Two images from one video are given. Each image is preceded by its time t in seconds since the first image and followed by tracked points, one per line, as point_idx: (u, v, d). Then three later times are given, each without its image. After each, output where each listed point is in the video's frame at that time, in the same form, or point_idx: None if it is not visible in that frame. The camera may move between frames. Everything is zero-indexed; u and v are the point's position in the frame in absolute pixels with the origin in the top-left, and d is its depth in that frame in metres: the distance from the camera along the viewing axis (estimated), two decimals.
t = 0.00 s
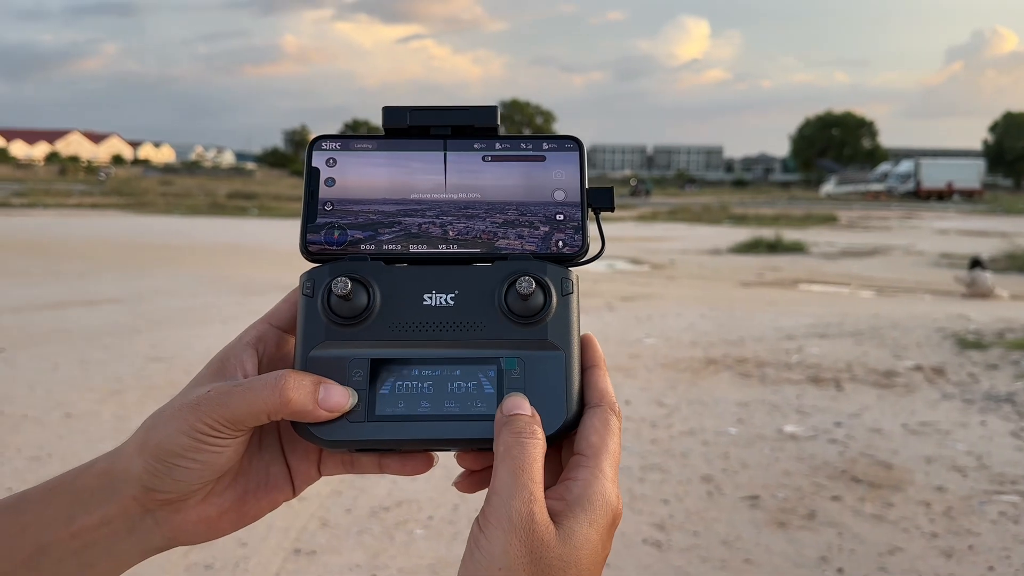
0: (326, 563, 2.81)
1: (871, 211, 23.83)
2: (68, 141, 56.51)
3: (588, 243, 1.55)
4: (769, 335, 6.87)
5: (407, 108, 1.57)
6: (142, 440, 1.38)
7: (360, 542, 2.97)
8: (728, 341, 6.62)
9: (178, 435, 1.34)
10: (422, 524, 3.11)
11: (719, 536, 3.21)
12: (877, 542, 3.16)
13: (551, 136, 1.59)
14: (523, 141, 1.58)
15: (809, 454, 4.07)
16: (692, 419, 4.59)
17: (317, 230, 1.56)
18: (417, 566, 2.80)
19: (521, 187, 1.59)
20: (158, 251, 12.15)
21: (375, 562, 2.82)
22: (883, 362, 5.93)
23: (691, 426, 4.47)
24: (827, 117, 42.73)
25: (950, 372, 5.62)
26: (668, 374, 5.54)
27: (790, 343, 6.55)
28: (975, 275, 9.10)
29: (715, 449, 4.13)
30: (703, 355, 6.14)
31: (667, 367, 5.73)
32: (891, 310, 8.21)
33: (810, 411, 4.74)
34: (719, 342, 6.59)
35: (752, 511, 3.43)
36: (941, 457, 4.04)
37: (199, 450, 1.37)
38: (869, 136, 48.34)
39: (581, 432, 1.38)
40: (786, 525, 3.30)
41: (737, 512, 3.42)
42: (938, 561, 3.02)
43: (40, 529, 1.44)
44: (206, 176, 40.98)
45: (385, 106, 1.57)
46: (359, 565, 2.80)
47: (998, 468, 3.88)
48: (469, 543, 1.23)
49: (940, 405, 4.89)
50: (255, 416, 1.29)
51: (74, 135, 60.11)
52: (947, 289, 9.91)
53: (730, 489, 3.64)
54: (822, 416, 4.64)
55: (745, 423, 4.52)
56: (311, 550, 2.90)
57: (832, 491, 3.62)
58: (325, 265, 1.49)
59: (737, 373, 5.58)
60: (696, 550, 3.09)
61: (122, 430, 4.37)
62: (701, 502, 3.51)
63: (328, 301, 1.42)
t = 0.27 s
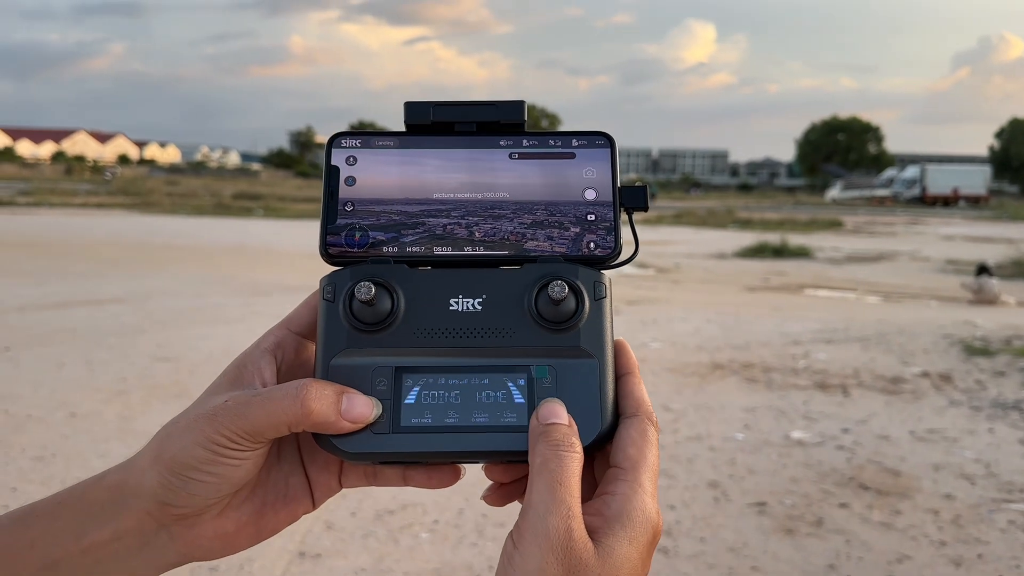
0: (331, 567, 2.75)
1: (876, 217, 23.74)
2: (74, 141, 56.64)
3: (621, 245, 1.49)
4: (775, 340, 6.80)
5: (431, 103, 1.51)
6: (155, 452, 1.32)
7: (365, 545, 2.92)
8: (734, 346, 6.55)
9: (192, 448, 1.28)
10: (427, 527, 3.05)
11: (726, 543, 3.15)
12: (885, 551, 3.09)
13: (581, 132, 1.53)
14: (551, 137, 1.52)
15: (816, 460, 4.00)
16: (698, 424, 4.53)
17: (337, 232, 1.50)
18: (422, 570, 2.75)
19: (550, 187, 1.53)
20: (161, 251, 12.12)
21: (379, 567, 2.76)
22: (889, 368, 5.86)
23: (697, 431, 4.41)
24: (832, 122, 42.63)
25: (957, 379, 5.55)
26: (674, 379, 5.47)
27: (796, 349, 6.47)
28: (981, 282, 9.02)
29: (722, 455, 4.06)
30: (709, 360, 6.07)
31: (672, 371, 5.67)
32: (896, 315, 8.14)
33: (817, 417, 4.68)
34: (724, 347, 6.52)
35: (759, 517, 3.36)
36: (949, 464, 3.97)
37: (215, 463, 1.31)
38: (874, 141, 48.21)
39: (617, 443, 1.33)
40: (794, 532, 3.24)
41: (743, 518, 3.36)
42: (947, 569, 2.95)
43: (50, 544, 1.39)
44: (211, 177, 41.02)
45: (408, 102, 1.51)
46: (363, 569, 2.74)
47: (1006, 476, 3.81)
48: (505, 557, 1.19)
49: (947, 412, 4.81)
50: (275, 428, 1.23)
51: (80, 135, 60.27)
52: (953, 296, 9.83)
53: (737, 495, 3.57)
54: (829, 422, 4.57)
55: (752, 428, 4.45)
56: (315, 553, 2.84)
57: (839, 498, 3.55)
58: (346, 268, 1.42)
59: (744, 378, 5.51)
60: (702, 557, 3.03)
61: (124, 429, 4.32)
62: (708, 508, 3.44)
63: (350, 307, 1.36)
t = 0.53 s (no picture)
0: (333, 567, 2.70)
1: (880, 220, 23.65)
2: (78, 137, 56.71)
3: (650, 242, 1.43)
4: (780, 343, 6.74)
5: (452, 95, 1.45)
6: (169, 456, 1.27)
7: (368, 545, 2.87)
8: (739, 348, 6.49)
9: (208, 451, 1.23)
10: (430, 528, 3.00)
11: (731, 546, 3.09)
12: (891, 555, 3.04)
13: (608, 125, 1.47)
14: (577, 130, 1.46)
15: (821, 464, 3.94)
16: (703, 426, 4.47)
17: (356, 227, 1.44)
18: (424, 571, 2.69)
19: (576, 181, 1.47)
20: (164, 248, 12.10)
21: (382, 567, 2.71)
22: (894, 371, 5.79)
23: (702, 433, 4.35)
24: (836, 124, 42.53)
25: (962, 383, 5.48)
26: (678, 381, 5.41)
27: (800, 351, 6.41)
28: (986, 286, 8.94)
29: (727, 457, 4.00)
30: (714, 362, 6.01)
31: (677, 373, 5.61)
32: (901, 319, 8.07)
33: (822, 420, 4.62)
34: (729, 349, 6.46)
35: (764, 520, 3.31)
36: (955, 469, 3.91)
37: (231, 467, 1.25)
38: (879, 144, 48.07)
39: (648, 448, 1.28)
40: (799, 536, 3.18)
41: (748, 521, 3.30)
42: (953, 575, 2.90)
43: (59, 549, 1.34)
44: (216, 175, 41.03)
45: (429, 93, 1.44)
46: (366, 569, 2.69)
47: (1012, 482, 3.75)
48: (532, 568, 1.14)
49: (952, 416, 4.75)
50: (294, 431, 1.18)
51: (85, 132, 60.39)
52: (957, 299, 9.75)
53: (742, 498, 3.51)
54: (834, 426, 4.51)
55: (757, 431, 4.40)
56: (318, 552, 2.79)
57: (844, 502, 3.49)
58: (365, 265, 1.36)
59: (748, 380, 5.45)
60: (707, 560, 2.98)
61: (125, 426, 4.27)
62: (713, 510, 3.39)
63: (371, 305, 1.30)
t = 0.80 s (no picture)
0: (332, 566, 2.67)
1: (883, 222, 23.60)
2: (82, 133, 56.67)
3: (652, 246, 1.40)
4: (781, 345, 6.70)
5: (451, 94, 1.42)
6: (158, 460, 1.24)
7: (366, 544, 2.84)
8: (741, 350, 6.46)
9: (198, 456, 1.20)
10: (429, 528, 2.97)
11: (731, 549, 3.06)
12: (891, 560, 3.01)
13: (610, 125, 1.44)
14: (579, 131, 1.43)
15: (822, 467, 3.91)
16: (704, 427, 4.44)
17: (353, 229, 1.41)
18: (423, 572, 2.66)
19: (577, 182, 1.44)
20: (166, 245, 12.09)
21: (380, 567, 2.68)
22: (896, 374, 5.76)
23: (703, 435, 4.32)
24: (839, 126, 42.46)
25: (964, 387, 5.45)
26: (680, 382, 5.38)
27: (802, 353, 6.38)
28: (989, 289, 8.90)
29: (728, 459, 3.97)
30: (715, 363, 5.98)
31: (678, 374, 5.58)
32: (903, 321, 8.04)
33: (823, 423, 4.58)
34: (730, 350, 6.43)
35: (764, 523, 3.28)
36: (956, 473, 3.88)
37: (222, 472, 1.23)
38: (882, 146, 47.97)
39: (647, 456, 1.25)
40: (799, 539, 3.15)
41: (748, 524, 3.27)
42: None
43: (46, 554, 1.31)
44: (219, 172, 41.06)
45: (427, 92, 1.42)
46: (365, 569, 2.66)
47: (1014, 486, 3.72)
48: None
49: (954, 420, 4.72)
50: (287, 436, 1.16)
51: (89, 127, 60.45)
52: (960, 302, 9.71)
53: (743, 500, 3.48)
54: (835, 428, 4.47)
55: (758, 433, 4.36)
56: (316, 552, 2.76)
57: (845, 505, 3.46)
58: (362, 267, 1.34)
59: (750, 382, 5.42)
60: (707, 563, 2.95)
61: (124, 423, 4.25)
62: (713, 513, 3.36)
63: (366, 308, 1.27)
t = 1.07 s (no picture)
0: (329, 566, 2.65)
1: (885, 223, 23.55)
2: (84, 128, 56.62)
3: (638, 256, 1.39)
4: (782, 345, 6.68)
5: (436, 101, 1.40)
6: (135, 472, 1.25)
7: (363, 543, 2.82)
8: (741, 350, 6.44)
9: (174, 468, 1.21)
10: (426, 528, 2.95)
11: (728, 550, 3.05)
12: (889, 563, 2.99)
13: (597, 134, 1.42)
14: (565, 139, 1.42)
15: (821, 468, 3.89)
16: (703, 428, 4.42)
17: (335, 236, 1.40)
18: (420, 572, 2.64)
19: (562, 191, 1.42)
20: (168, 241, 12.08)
21: (377, 567, 2.67)
22: (897, 376, 5.74)
23: (702, 436, 4.30)
24: (842, 126, 42.38)
25: (964, 389, 5.43)
26: (679, 382, 5.36)
27: (803, 354, 6.36)
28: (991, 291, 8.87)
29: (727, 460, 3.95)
30: (715, 363, 5.96)
31: (678, 374, 5.56)
32: (904, 323, 8.01)
33: (823, 424, 4.56)
34: (731, 351, 6.41)
35: (762, 524, 3.26)
36: (956, 476, 3.86)
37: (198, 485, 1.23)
38: (885, 147, 47.85)
39: (632, 471, 1.23)
40: (797, 541, 3.14)
41: (747, 526, 3.25)
42: None
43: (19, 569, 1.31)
44: (221, 168, 41.04)
45: (412, 99, 1.40)
46: (361, 569, 2.64)
47: (1013, 490, 3.70)
48: None
49: (954, 422, 4.69)
50: (263, 448, 1.15)
51: (92, 123, 60.42)
52: (962, 304, 9.68)
53: (741, 502, 3.47)
54: (835, 430, 4.45)
55: (757, 434, 4.35)
56: (313, 551, 2.74)
57: (844, 507, 3.44)
58: (344, 276, 1.32)
59: (750, 383, 5.40)
60: (704, 565, 2.94)
61: (122, 420, 4.24)
62: (711, 514, 3.34)
63: (348, 318, 1.26)
